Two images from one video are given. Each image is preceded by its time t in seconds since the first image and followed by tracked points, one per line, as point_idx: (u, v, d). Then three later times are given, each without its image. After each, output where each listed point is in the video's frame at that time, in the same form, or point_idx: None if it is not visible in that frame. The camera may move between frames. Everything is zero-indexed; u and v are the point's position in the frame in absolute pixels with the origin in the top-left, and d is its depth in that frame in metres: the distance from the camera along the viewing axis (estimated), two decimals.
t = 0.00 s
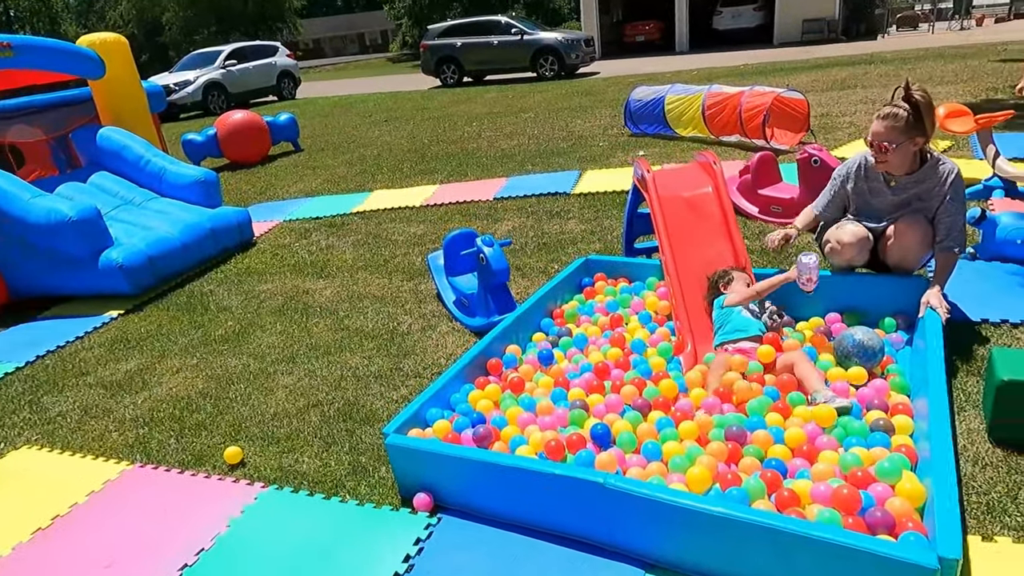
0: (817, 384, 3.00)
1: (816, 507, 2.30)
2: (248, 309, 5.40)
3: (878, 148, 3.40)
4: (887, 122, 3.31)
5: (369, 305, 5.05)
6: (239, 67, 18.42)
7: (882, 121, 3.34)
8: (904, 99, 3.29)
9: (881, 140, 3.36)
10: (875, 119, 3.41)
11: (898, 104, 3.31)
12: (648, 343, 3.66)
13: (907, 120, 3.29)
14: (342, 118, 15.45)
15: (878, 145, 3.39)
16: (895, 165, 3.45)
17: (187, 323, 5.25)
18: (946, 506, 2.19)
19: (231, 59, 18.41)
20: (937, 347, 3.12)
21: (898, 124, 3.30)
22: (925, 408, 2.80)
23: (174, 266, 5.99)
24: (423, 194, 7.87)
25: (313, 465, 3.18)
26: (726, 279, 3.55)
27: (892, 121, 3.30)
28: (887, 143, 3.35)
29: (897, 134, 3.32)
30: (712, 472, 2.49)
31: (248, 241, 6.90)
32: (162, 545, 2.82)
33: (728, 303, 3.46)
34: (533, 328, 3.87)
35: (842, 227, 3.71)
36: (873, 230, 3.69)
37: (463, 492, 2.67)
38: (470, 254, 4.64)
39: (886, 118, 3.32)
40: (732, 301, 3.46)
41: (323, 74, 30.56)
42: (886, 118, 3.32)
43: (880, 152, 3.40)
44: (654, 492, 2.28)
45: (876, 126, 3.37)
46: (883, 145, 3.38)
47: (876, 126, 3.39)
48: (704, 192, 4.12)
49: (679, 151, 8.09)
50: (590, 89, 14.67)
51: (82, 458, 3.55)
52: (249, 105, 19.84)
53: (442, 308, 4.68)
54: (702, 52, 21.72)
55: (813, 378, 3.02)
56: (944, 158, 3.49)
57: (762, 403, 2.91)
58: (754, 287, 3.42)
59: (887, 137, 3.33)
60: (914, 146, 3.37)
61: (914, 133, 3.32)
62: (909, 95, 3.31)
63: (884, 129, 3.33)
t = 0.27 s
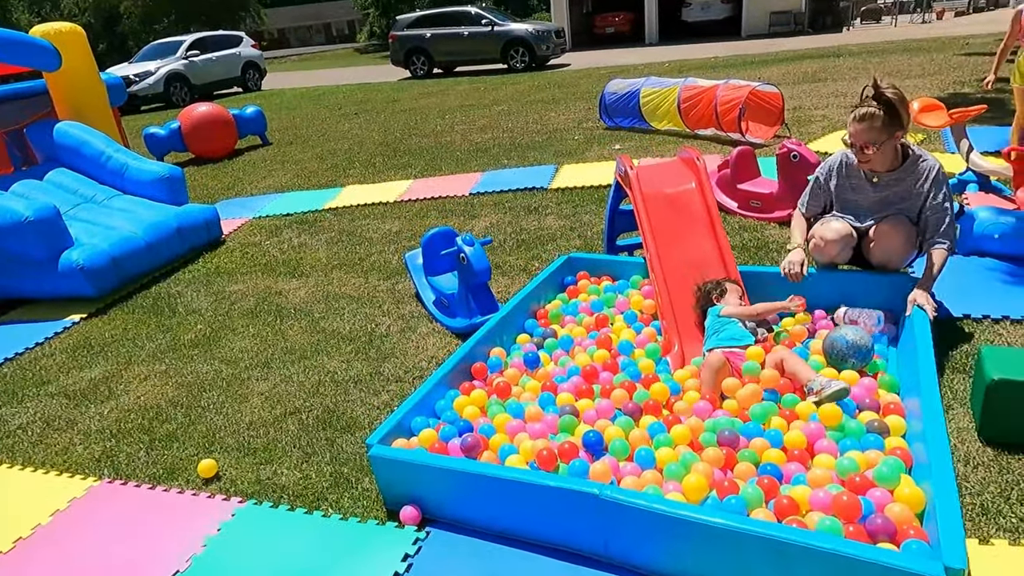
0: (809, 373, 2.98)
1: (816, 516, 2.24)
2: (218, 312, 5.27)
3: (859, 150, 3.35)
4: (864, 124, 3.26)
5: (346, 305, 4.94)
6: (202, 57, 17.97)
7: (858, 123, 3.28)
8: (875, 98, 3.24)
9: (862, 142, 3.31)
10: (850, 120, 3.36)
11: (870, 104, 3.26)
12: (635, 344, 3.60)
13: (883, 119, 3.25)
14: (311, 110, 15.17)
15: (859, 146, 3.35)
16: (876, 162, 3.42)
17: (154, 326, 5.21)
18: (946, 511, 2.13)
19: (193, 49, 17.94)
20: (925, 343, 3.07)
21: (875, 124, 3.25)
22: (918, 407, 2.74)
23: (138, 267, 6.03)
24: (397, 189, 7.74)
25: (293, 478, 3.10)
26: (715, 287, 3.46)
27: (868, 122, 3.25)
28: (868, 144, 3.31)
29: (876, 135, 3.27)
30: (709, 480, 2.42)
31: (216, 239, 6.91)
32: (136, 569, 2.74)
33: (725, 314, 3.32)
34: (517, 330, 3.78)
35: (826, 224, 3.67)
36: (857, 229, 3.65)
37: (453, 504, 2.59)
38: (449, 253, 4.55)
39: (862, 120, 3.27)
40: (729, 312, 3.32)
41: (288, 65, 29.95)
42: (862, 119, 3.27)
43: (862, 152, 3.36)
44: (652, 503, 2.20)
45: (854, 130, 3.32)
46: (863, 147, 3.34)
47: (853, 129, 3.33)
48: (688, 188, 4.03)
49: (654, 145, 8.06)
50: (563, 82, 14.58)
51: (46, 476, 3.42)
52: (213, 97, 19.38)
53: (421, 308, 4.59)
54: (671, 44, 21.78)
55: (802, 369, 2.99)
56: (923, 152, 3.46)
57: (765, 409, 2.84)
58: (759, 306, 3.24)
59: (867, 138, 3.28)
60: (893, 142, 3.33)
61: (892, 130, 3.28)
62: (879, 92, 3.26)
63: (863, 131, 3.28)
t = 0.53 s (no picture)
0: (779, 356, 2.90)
1: (814, 517, 2.19)
2: (189, 313, 5.13)
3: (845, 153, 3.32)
4: (846, 127, 3.22)
5: (322, 304, 4.84)
6: (164, 47, 17.52)
7: (840, 129, 3.24)
8: (848, 103, 3.21)
9: (847, 147, 3.28)
10: (829, 126, 3.30)
11: (848, 107, 3.21)
12: (621, 342, 3.56)
13: (862, 120, 3.22)
14: (280, 101, 14.90)
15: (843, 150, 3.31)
16: (859, 162, 3.38)
17: (123, 329, 5.02)
18: (942, 508, 2.07)
19: (155, 38, 17.47)
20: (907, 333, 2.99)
21: (856, 126, 3.22)
22: (907, 402, 2.66)
23: (104, 267, 5.84)
24: (371, 184, 7.60)
25: (274, 486, 3.01)
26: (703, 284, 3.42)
27: (850, 125, 3.22)
28: (853, 148, 3.28)
29: (860, 136, 3.24)
30: (705, 483, 2.37)
31: (185, 237, 6.74)
32: None
33: (711, 313, 3.28)
34: (501, 329, 3.72)
35: (813, 222, 3.58)
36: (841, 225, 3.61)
37: (445, 512, 2.52)
38: (430, 251, 4.46)
39: (842, 124, 3.23)
40: (715, 311, 3.28)
41: (254, 54, 29.39)
42: (842, 124, 3.23)
43: (847, 155, 3.33)
44: (648, 507, 2.14)
45: (837, 137, 3.27)
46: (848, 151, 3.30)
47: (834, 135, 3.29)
48: (672, 184, 3.99)
49: (630, 139, 8.03)
50: (536, 74, 14.52)
51: (15, 490, 3.28)
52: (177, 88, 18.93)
53: (402, 308, 4.48)
54: (642, 36, 21.83)
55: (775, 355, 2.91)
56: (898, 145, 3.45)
57: (758, 408, 2.78)
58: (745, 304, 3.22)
59: (852, 142, 3.25)
60: (873, 140, 3.31)
61: (871, 129, 3.25)
62: (850, 95, 3.23)
63: (846, 135, 3.24)
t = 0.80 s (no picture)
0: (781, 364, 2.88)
1: (819, 518, 2.15)
2: (181, 311, 5.07)
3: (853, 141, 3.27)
4: (860, 112, 3.18)
5: (317, 302, 4.80)
6: (152, 42, 17.36)
7: (853, 114, 3.20)
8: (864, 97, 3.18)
9: (858, 132, 3.22)
10: (840, 112, 3.26)
11: (862, 95, 3.20)
12: (620, 339, 3.54)
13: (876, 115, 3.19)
14: (269, 97, 14.77)
15: (852, 139, 3.27)
16: (863, 156, 3.36)
17: (115, 328, 4.97)
18: (947, 506, 2.04)
19: (142, 33, 17.31)
20: (906, 330, 2.98)
21: (870, 121, 3.19)
22: (908, 400, 2.64)
23: (94, 264, 5.78)
24: (364, 181, 7.55)
25: (272, 487, 2.98)
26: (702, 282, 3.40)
27: (864, 111, 3.18)
28: (863, 134, 3.23)
29: (872, 124, 3.20)
30: (709, 482, 2.35)
31: (176, 234, 6.67)
32: None
33: (706, 313, 3.27)
34: (499, 327, 3.69)
35: (817, 220, 3.55)
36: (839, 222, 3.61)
37: (448, 513, 2.49)
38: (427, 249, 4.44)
39: (856, 109, 3.19)
40: (709, 311, 3.28)
41: (243, 49, 29.17)
42: (856, 109, 3.19)
43: (853, 145, 3.29)
44: (652, 507, 2.11)
45: (849, 120, 3.22)
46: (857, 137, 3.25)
47: (846, 119, 3.24)
48: (670, 181, 3.98)
49: (624, 135, 8.01)
50: (527, 69, 14.45)
51: (7, 492, 3.23)
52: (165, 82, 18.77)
53: (398, 306, 4.46)
54: (633, 32, 21.80)
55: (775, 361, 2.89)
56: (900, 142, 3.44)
57: (777, 398, 2.69)
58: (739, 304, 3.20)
59: (864, 128, 3.20)
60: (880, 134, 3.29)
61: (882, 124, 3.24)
62: (866, 85, 3.24)
63: (859, 120, 3.19)
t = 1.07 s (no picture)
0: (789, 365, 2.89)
1: (815, 513, 2.14)
2: (176, 310, 5.06)
3: (855, 125, 3.25)
4: (866, 94, 3.21)
5: (313, 301, 4.80)
6: (143, 38, 17.27)
7: (858, 95, 3.22)
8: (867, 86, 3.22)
9: (861, 112, 3.22)
10: (844, 97, 3.28)
11: (865, 84, 3.27)
12: (616, 337, 3.56)
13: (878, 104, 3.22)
14: (262, 94, 14.71)
15: (854, 123, 3.26)
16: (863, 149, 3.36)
17: (110, 327, 4.96)
18: (941, 502, 2.06)
19: (133, 29, 17.21)
20: (900, 328, 3.00)
21: (874, 109, 3.21)
22: (902, 397, 2.65)
23: (89, 263, 5.76)
24: (359, 178, 7.55)
25: (270, 487, 2.99)
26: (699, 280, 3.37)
27: (868, 94, 3.21)
28: (868, 116, 3.22)
29: (875, 108, 3.21)
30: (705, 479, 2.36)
31: (170, 232, 6.65)
32: None
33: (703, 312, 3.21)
34: (495, 326, 3.70)
35: (808, 213, 3.57)
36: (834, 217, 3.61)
37: (447, 513, 2.50)
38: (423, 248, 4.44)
39: (861, 92, 3.22)
40: (706, 310, 3.21)
41: (234, 45, 29.04)
42: (860, 92, 3.23)
43: (854, 131, 3.28)
44: (649, 505, 2.13)
45: (854, 100, 3.22)
46: (860, 120, 3.25)
47: (849, 102, 3.25)
48: (666, 180, 3.99)
49: (619, 132, 8.02)
50: (521, 67, 14.44)
51: (4, 492, 3.23)
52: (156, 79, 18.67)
53: (394, 305, 4.46)
54: (627, 28, 21.80)
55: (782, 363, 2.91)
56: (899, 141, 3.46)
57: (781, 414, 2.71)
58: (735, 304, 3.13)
59: (869, 107, 3.20)
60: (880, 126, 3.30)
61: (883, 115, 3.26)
62: (866, 80, 3.34)
63: (864, 100, 3.20)
